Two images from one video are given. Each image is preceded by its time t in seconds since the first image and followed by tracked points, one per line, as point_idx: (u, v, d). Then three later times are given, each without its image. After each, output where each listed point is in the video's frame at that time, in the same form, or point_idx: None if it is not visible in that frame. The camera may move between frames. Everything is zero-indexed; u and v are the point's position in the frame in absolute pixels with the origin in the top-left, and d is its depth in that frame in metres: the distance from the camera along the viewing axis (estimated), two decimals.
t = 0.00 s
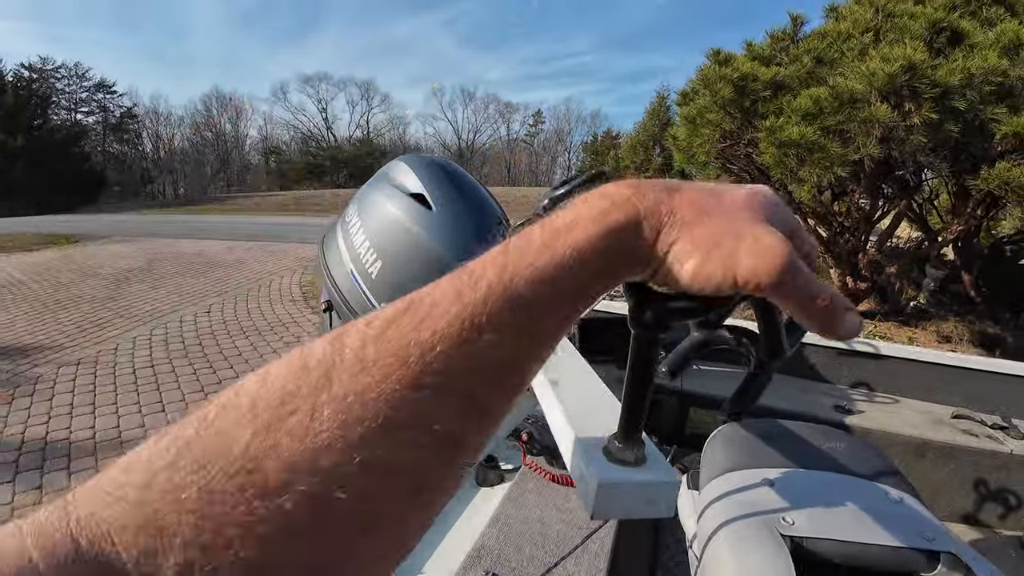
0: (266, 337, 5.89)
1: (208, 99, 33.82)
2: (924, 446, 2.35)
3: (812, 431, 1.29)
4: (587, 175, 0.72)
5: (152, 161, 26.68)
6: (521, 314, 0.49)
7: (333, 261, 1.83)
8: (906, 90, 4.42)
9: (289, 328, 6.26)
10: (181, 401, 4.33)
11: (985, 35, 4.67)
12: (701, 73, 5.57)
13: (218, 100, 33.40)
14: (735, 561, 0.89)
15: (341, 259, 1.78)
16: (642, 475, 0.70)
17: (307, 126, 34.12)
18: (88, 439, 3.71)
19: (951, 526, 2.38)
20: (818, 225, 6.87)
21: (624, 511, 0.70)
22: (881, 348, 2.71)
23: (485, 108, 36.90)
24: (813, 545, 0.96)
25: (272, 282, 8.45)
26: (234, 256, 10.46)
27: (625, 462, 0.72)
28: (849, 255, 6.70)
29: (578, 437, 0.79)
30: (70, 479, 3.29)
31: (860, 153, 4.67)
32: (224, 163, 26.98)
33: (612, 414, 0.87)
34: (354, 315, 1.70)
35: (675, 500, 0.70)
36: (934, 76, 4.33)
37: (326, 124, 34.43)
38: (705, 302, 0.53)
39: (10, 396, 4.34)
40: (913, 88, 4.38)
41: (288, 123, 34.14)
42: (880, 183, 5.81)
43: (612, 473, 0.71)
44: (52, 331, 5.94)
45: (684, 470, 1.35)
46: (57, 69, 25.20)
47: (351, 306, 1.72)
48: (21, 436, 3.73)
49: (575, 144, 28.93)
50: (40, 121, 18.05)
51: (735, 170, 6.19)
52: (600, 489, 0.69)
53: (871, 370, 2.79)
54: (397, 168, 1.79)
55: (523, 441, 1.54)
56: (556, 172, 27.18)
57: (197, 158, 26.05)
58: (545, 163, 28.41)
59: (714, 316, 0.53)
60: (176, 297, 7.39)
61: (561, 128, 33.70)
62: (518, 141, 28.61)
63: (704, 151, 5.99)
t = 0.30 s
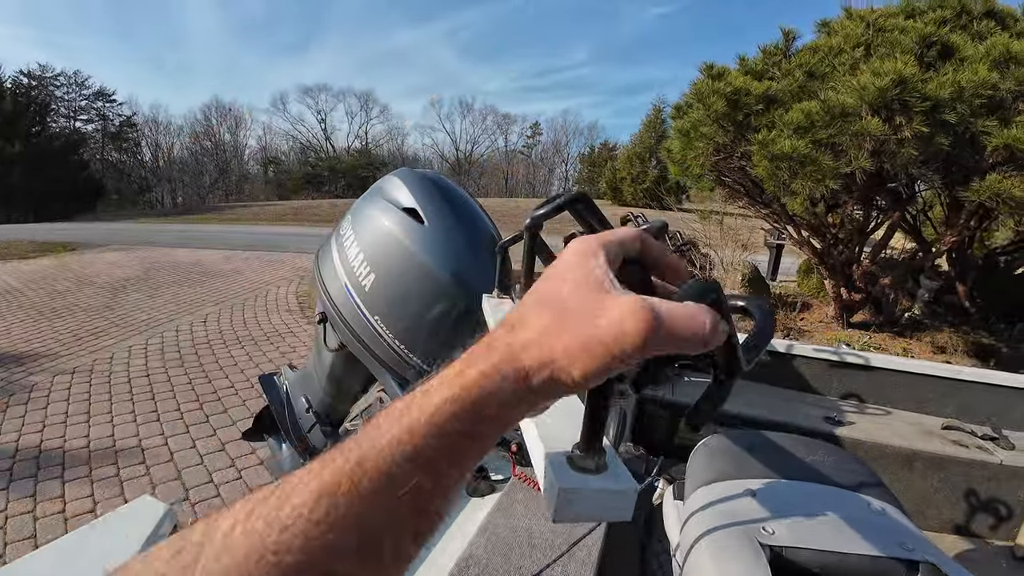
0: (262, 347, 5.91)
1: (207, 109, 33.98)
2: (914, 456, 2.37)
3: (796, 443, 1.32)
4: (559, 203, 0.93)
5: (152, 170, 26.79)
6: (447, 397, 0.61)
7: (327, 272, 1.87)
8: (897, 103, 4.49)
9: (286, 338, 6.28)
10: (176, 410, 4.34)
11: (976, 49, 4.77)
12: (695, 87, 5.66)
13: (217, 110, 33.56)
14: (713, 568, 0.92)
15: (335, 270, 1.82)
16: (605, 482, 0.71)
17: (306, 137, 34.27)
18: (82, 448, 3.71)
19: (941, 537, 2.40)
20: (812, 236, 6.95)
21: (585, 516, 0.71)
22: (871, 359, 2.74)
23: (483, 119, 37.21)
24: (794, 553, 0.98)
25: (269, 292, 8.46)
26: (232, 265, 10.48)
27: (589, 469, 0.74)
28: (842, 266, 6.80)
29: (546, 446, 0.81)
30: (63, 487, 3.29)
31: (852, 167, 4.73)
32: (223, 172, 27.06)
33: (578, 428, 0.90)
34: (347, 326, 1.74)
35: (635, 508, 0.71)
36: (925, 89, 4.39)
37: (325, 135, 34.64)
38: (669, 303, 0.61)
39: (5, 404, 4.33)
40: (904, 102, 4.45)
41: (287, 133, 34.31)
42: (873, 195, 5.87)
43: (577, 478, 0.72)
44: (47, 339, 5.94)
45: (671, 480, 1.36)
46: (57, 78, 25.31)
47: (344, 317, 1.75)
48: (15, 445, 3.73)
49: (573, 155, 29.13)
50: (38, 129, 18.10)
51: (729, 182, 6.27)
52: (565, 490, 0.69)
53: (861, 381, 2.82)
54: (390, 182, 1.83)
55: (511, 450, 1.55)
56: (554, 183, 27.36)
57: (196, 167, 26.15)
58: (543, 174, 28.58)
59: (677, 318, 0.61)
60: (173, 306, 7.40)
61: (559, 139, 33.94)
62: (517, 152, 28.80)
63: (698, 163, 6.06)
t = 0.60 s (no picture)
0: (264, 353, 5.97)
1: (212, 119, 34.31)
2: (902, 461, 2.42)
3: (775, 442, 1.37)
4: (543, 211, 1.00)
5: (157, 179, 27.02)
6: (415, 450, 0.76)
7: (330, 277, 1.93)
8: (891, 114, 4.56)
9: (289, 344, 6.35)
10: (179, 415, 4.39)
11: (969, 60, 4.85)
12: (692, 99, 5.76)
13: (222, 120, 33.89)
14: (687, 556, 0.98)
15: (337, 276, 1.89)
16: (564, 452, 1.04)
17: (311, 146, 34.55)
18: (87, 451, 3.77)
19: (931, 541, 2.44)
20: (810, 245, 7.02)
21: (551, 476, 1.05)
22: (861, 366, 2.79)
23: (486, 129, 37.49)
24: (767, 545, 1.03)
25: (272, 299, 8.54)
26: (235, 273, 10.57)
27: (555, 443, 1.05)
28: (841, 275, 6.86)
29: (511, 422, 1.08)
30: (67, 488, 3.35)
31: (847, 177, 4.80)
32: (227, 180, 27.28)
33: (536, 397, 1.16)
34: (348, 329, 1.80)
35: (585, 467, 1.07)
36: (917, 101, 4.47)
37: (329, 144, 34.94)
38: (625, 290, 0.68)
39: (11, 407, 4.39)
40: (896, 113, 4.53)
41: (291, 142, 34.61)
42: (869, 205, 5.95)
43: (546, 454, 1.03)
44: (52, 343, 6.01)
45: (656, 479, 1.41)
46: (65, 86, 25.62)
47: (344, 320, 1.81)
48: (21, 447, 3.78)
49: (574, 164, 29.33)
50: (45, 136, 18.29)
51: (727, 191, 6.36)
52: (543, 463, 1.02)
53: (852, 387, 2.87)
54: (390, 191, 1.90)
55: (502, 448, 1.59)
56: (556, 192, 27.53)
57: (200, 176, 26.37)
58: (545, 183, 28.74)
59: (629, 306, 0.68)
60: (177, 313, 7.47)
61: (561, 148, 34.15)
62: (519, 161, 29.01)
63: (695, 173, 6.15)
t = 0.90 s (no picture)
0: (264, 357, 5.99)
1: (217, 125, 34.57)
2: (897, 465, 2.41)
3: (760, 442, 1.37)
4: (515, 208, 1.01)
5: (161, 183, 27.22)
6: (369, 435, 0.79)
7: (323, 279, 1.95)
8: (887, 119, 4.59)
9: (288, 348, 6.37)
10: (177, 416, 4.40)
11: (965, 65, 4.88)
12: (689, 105, 5.80)
13: (227, 126, 34.15)
14: (664, 554, 0.98)
15: (330, 276, 1.90)
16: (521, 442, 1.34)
17: (315, 152, 34.76)
18: (86, 451, 3.78)
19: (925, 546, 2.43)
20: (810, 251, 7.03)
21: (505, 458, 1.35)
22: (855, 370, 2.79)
23: (489, 137, 37.77)
24: (747, 545, 1.03)
25: (273, 303, 8.58)
26: (237, 277, 10.62)
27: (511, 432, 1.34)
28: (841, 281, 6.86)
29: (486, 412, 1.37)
30: (65, 488, 3.36)
31: (844, 183, 4.83)
32: (231, 186, 27.45)
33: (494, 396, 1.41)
34: (340, 330, 1.82)
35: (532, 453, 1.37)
36: (914, 106, 4.47)
37: (333, 150, 35.17)
38: (574, 272, 0.74)
39: (11, 407, 4.41)
40: (893, 119, 4.55)
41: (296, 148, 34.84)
42: (868, 211, 5.97)
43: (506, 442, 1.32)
44: (54, 345, 6.03)
45: (642, 479, 1.41)
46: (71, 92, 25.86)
47: (335, 319, 1.83)
48: (20, 447, 3.80)
49: (576, 170, 29.49)
50: (51, 140, 18.45)
51: (727, 197, 6.40)
52: (502, 448, 1.30)
53: (847, 392, 2.86)
54: (383, 193, 1.92)
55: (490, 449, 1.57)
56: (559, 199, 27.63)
57: (204, 181, 26.56)
58: (547, 189, 28.85)
59: (577, 288, 0.73)
60: (178, 316, 7.50)
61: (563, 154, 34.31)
62: (521, 168, 29.17)
63: (694, 179, 6.18)
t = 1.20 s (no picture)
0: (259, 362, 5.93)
1: (217, 128, 34.59)
2: (904, 481, 2.35)
3: (768, 466, 1.31)
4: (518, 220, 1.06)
5: (161, 185, 27.20)
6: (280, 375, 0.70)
7: (315, 289, 1.89)
8: (890, 125, 4.55)
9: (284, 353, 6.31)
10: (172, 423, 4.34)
11: (969, 71, 4.85)
12: (691, 110, 5.75)
13: (227, 128, 34.14)
14: None
15: (322, 287, 1.85)
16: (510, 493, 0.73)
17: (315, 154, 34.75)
18: (77, 458, 3.71)
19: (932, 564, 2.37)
20: (812, 257, 6.99)
21: (484, 529, 0.73)
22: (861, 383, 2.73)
23: (489, 140, 37.86)
24: None
25: (271, 306, 8.52)
26: (234, 280, 10.54)
27: (492, 481, 0.74)
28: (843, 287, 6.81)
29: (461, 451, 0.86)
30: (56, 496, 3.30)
31: (848, 189, 4.81)
32: (231, 187, 27.45)
33: (487, 434, 0.92)
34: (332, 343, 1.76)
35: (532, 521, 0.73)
36: (918, 111, 4.45)
37: (333, 153, 35.16)
38: (576, 316, 0.67)
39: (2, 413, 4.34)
40: (897, 125, 4.52)
41: (296, 150, 34.83)
42: (870, 216, 5.93)
43: (483, 493, 0.73)
44: (48, 349, 5.96)
45: (644, 503, 1.35)
46: (72, 93, 25.85)
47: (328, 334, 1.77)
48: (11, 453, 3.74)
49: (577, 174, 29.54)
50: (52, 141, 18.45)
51: (728, 202, 6.36)
52: (471, 502, 0.72)
53: (852, 404, 2.80)
54: (378, 201, 1.87)
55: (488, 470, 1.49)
56: (559, 202, 27.65)
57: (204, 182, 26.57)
58: (547, 192, 28.86)
59: (579, 333, 0.66)
60: (174, 320, 7.43)
61: (562, 157, 34.35)
62: (522, 171, 29.20)
63: (695, 184, 6.14)
